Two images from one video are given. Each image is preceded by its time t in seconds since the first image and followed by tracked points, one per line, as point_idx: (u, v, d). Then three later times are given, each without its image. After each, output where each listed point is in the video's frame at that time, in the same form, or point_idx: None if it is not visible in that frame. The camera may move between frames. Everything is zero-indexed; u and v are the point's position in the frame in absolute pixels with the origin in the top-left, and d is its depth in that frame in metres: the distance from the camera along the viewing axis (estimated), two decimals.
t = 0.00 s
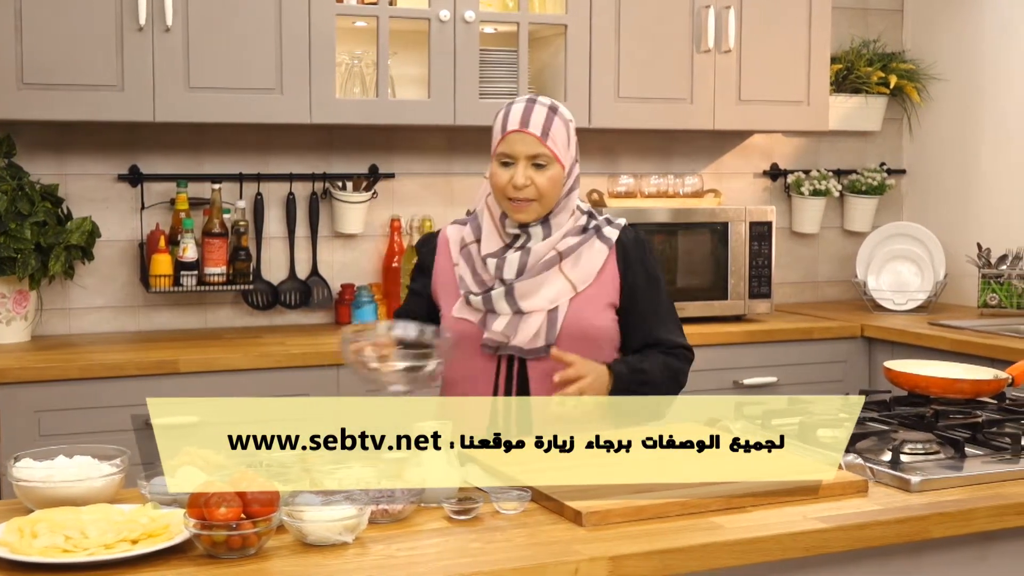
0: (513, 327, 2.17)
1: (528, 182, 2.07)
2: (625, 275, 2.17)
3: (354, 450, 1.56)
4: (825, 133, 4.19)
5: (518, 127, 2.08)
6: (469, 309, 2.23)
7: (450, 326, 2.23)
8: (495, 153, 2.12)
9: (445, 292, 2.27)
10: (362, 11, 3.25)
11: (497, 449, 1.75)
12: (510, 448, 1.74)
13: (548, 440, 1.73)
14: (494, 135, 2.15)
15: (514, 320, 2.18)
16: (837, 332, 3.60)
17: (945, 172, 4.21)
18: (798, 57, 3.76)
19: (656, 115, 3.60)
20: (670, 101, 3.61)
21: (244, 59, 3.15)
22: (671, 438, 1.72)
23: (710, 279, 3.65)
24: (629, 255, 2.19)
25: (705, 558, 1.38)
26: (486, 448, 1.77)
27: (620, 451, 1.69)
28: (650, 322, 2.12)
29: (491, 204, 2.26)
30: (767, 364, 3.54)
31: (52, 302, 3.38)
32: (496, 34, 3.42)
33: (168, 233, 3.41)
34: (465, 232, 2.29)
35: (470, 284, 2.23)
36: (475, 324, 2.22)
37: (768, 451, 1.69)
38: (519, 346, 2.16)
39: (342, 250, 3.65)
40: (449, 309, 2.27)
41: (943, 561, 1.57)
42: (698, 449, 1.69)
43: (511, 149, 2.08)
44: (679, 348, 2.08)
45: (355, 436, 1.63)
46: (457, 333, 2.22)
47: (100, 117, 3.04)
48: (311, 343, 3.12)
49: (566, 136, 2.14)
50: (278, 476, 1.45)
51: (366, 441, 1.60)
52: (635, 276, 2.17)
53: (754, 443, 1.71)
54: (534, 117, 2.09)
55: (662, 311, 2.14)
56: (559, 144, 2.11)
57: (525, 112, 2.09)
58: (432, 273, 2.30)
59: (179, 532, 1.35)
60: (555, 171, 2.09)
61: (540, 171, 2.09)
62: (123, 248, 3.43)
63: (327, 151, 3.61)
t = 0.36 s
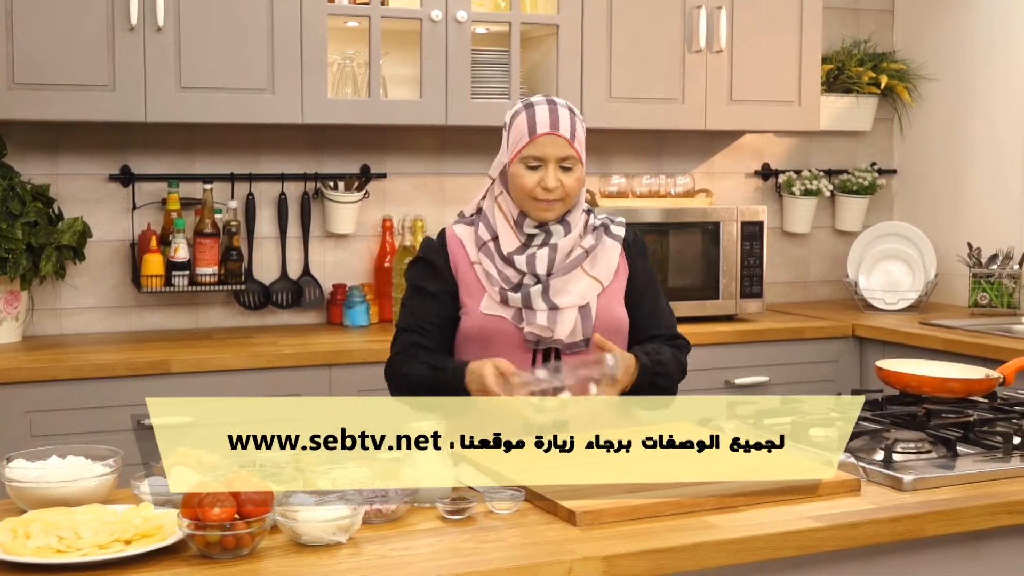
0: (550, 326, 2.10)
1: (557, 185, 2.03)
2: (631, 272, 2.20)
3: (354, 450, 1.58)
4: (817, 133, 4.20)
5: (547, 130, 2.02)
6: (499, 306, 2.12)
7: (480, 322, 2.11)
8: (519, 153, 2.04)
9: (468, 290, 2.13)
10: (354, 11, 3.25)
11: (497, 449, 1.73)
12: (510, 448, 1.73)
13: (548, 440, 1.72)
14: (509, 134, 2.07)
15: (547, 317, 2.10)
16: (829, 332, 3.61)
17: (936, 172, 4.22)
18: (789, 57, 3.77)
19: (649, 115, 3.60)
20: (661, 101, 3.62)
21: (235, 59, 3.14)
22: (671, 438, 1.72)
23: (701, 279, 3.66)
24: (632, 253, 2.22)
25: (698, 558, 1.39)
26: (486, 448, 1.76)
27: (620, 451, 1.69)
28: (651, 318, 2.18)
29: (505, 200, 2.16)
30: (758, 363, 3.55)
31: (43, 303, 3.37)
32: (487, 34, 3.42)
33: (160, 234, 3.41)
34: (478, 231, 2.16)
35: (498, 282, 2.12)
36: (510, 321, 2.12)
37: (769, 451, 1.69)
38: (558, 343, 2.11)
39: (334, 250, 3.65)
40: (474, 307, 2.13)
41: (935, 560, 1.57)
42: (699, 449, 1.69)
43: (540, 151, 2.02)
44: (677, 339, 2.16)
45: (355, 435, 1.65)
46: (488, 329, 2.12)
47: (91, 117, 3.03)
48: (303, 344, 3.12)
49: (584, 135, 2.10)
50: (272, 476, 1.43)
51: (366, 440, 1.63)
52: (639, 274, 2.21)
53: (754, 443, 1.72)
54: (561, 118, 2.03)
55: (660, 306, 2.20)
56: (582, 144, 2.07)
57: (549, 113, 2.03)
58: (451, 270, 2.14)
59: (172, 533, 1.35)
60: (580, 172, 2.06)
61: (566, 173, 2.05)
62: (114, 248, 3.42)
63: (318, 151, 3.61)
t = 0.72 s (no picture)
0: (559, 334, 2.09)
1: (563, 189, 2.03)
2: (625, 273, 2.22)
3: (351, 450, 1.58)
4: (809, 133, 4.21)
5: (554, 134, 2.01)
6: (505, 314, 2.12)
7: (486, 329, 2.11)
8: (525, 157, 2.03)
9: (473, 297, 2.12)
10: (346, 11, 3.25)
11: (497, 449, 1.71)
12: (510, 448, 1.71)
13: (548, 440, 1.68)
14: (513, 135, 2.06)
15: (556, 326, 2.09)
16: (821, 332, 3.61)
17: (927, 172, 4.23)
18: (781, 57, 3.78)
19: (641, 115, 3.61)
20: (654, 101, 3.63)
21: (228, 58, 3.14)
22: (671, 438, 1.72)
23: (693, 279, 3.67)
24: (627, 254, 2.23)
25: (692, 557, 1.39)
26: (487, 448, 1.74)
27: (620, 451, 1.66)
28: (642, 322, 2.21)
29: (504, 201, 2.15)
30: (751, 362, 3.55)
31: (35, 303, 3.36)
32: (480, 34, 3.42)
33: (153, 234, 3.40)
34: (479, 234, 2.15)
35: (504, 289, 2.11)
36: (517, 330, 2.11)
37: (767, 450, 1.70)
38: (566, 352, 2.11)
39: (326, 250, 3.65)
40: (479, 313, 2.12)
41: (928, 559, 1.58)
42: (698, 449, 1.69)
43: (547, 156, 2.01)
44: (666, 342, 2.21)
45: (355, 435, 1.65)
46: (493, 337, 2.11)
47: (83, 116, 3.02)
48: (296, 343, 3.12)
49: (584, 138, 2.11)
50: (266, 476, 1.44)
51: (366, 440, 1.62)
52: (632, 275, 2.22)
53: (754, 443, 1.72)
54: (567, 122, 2.03)
55: (651, 306, 2.23)
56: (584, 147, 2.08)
57: (556, 118, 2.02)
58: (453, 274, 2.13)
59: (167, 533, 1.35)
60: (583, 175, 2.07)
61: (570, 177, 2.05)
62: (106, 248, 3.42)
63: (311, 151, 3.61)
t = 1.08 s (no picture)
0: (550, 339, 2.10)
1: (561, 191, 2.03)
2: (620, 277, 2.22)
3: (350, 450, 1.58)
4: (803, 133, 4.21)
5: (552, 135, 2.01)
6: (497, 317, 2.12)
7: (479, 331, 2.11)
8: (523, 158, 2.03)
9: (466, 298, 2.12)
10: (341, 11, 3.25)
11: (497, 449, 1.70)
12: (510, 448, 1.69)
13: (548, 440, 1.64)
14: (511, 137, 2.06)
15: (547, 330, 2.10)
16: (816, 331, 3.62)
17: (922, 172, 4.24)
18: (776, 58, 3.79)
19: (637, 115, 3.61)
20: (649, 101, 3.63)
21: (224, 59, 3.14)
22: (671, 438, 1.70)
23: (688, 279, 3.67)
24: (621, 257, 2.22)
25: (690, 556, 1.40)
26: (486, 448, 1.72)
27: (620, 451, 1.64)
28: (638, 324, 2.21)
29: (499, 205, 2.16)
30: (746, 362, 3.56)
31: (30, 303, 3.36)
32: (475, 34, 3.42)
33: (148, 234, 3.40)
34: (473, 235, 2.16)
35: (497, 292, 2.12)
36: (509, 334, 2.12)
37: (767, 450, 1.71)
38: (557, 357, 2.12)
39: (321, 250, 3.65)
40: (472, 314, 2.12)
41: (925, 558, 1.58)
42: (698, 449, 1.68)
43: (545, 156, 2.01)
44: (663, 345, 2.20)
45: (355, 435, 1.64)
46: (485, 339, 2.11)
47: (79, 116, 3.02)
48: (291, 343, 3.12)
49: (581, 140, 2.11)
50: (264, 476, 1.43)
51: (366, 440, 1.62)
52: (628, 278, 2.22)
53: (752, 443, 1.72)
54: (565, 124, 2.03)
55: (649, 308, 2.22)
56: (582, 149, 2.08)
57: (554, 119, 2.03)
58: (447, 275, 2.14)
59: (165, 533, 1.35)
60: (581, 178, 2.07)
61: (568, 179, 2.05)
62: (102, 248, 3.41)
63: (306, 151, 3.60)
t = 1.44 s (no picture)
0: (553, 339, 2.10)
1: (568, 191, 2.03)
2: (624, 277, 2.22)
3: (350, 451, 1.58)
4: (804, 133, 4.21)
5: (560, 135, 2.02)
6: (499, 317, 2.11)
7: (480, 332, 2.11)
8: (530, 158, 2.03)
9: (469, 297, 2.12)
10: (342, 12, 3.25)
11: (498, 449, 1.74)
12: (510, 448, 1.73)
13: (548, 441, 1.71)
14: (518, 138, 2.07)
15: (550, 330, 2.10)
16: (817, 331, 3.62)
17: (922, 173, 4.24)
18: (777, 58, 3.79)
19: (637, 116, 3.61)
20: (650, 101, 3.63)
21: (225, 59, 3.14)
22: (671, 438, 1.73)
23: (689, 279, 3.67)
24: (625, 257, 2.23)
25: (693, 556, 1.40)
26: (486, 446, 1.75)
27: (620, 451, 1.69)
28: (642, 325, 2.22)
29: (505, 207, 2.16)
30: (747, 362, 3.56)
31: (31, 303, 3.36)
32: (476, 34, 3.42)
33: (149, 234, 3.40)
34: (476, 235, 2.16)
35: (500, 292, 2.11)
36: (512, 334, 2.11)
37: (767, 450, 1.71)
38: (560, 357, 2.12)
39: (323, 250, 3.65)
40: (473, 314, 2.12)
41: (928, 558, 1.59)
42: (699, 449, 1.69)
43: (553, 156, 2.02)
44: (667, 344, 2.21)
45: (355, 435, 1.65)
46: (487, 340, 2.11)
47: (81, 117, 3.02)
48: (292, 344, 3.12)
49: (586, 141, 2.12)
50: (267, 476, 1.44)
51: (366, 440, 1.63)
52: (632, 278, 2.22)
53: (753, 443, 1.73)
54: (572, 124, 2.04)
55: (651, 309, 2.24)
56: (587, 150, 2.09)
57: (561, 119, 2.03)
58: (448, 275, 2.13)
59: (169, 533, 1.35)
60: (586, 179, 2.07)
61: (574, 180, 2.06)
62: (103, 249, 3.41)
63: (307, 151, 3.61)
